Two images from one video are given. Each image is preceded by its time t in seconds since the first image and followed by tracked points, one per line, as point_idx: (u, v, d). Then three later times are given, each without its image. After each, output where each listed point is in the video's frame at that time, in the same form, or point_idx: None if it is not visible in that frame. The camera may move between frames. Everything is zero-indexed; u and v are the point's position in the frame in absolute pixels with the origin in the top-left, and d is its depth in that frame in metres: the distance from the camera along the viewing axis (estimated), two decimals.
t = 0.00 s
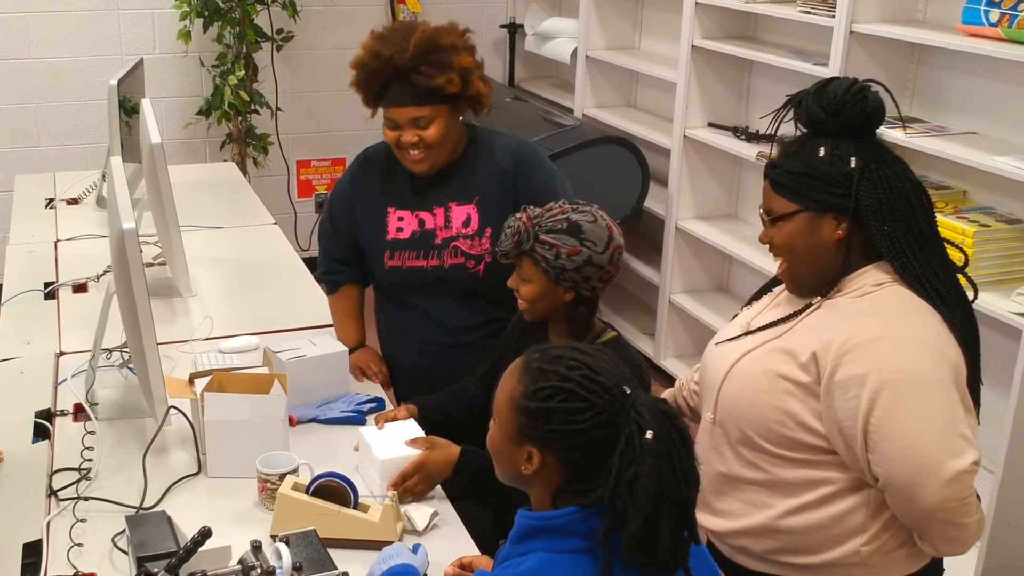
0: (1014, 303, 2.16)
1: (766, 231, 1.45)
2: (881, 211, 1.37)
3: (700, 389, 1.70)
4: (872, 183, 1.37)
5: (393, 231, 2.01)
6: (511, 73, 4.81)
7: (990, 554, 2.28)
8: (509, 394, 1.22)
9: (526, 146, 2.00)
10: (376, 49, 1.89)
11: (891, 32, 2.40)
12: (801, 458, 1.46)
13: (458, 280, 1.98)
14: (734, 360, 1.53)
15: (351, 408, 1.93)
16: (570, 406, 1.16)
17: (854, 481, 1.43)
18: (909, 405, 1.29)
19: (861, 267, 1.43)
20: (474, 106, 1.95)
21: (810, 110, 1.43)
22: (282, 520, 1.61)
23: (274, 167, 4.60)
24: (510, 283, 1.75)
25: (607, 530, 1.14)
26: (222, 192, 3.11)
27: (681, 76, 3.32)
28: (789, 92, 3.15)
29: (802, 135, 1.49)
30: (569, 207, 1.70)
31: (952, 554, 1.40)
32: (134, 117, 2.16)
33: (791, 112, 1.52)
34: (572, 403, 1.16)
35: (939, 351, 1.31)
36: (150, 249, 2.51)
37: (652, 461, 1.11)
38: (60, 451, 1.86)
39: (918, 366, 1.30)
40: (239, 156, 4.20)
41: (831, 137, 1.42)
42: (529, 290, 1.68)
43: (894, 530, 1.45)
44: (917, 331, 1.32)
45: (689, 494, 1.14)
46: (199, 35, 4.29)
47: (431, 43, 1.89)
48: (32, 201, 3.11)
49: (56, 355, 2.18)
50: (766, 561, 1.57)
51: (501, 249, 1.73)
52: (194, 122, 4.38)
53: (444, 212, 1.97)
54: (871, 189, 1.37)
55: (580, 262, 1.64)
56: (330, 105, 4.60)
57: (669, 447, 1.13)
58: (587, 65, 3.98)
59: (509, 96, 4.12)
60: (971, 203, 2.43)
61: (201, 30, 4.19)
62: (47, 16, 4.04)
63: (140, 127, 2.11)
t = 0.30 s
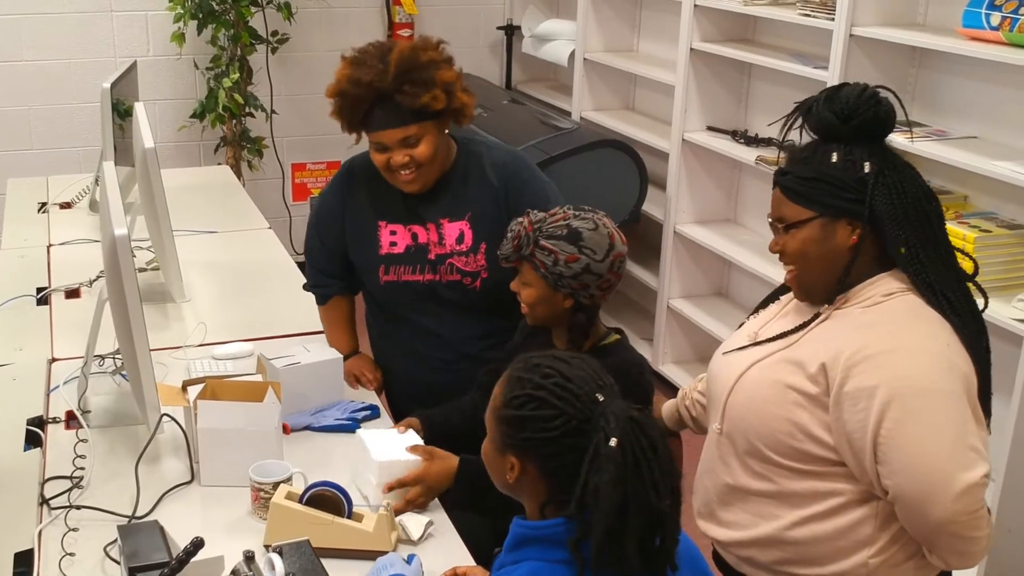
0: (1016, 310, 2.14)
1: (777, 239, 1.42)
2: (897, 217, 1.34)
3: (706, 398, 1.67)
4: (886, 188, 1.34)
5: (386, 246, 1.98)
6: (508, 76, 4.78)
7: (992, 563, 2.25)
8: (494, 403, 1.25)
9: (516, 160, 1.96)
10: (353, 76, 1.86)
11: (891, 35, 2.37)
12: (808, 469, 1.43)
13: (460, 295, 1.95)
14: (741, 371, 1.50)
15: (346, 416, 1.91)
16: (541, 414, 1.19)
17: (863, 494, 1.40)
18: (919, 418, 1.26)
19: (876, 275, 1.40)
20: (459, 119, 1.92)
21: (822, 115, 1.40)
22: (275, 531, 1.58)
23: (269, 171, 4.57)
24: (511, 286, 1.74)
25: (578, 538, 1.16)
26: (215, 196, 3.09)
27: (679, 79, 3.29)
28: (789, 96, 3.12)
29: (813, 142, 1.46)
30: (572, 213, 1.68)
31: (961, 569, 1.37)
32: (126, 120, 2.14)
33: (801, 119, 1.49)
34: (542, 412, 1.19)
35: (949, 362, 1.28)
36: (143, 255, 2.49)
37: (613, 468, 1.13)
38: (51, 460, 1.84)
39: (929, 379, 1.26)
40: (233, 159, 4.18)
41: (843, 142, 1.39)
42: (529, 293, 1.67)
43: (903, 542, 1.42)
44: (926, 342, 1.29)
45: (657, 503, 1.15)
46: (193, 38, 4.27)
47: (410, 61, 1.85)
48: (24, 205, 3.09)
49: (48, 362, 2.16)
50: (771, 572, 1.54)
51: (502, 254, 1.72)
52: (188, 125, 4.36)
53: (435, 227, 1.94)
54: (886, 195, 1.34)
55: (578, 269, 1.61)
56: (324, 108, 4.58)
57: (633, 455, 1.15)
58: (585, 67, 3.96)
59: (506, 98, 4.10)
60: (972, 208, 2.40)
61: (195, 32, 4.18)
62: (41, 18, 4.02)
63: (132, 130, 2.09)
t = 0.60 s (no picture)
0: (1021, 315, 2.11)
1: (787, 241, 1.40)
2: (909, 217, 1.32)
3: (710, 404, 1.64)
4: (897, 189, 1.33)
5: (389, 250, 1.94)
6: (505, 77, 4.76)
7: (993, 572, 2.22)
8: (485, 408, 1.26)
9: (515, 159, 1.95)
10: (353, 80, 1.82)
11: (894, 36, 2.34)
12: (812, 477, 1.41)
13: (467, 297, 1.93)
14: (747, 375, 1.47)
15: (342, 422, 1.88)
16: (521, 418, 1.20)
17: (867, 504, 1.37)
18: (925, 428, 1.23)
19: (889, 280, 1.36)
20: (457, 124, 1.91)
21: (835, 116, 1.38)
22: (269, 538, 1.55)
23: (264, 173, 4.55)
24: (516, 294, 1.71)
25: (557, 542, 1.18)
26: (210, 199, 3.06)
27: (679, 80, 3.26)
28: (790, 97, 3.10)
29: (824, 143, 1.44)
30: (576, 217, 1.65)
31: None
32: (121, 122, 2.11)
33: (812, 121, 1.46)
34: (522, 418, 1.20)
35: (957, 371, 1.25)
36: (136, 259, 2.46)
37: (586, 474, 1.14)
38: (43, 466, 1.82)
39: (938, 389, 1.24)
40: (228, 161, 4.15)
41: (856, 142, 1.37)
42: (537, 304, 1.63)
43: (905, 553, 1.38)
44: (934, 351, 1.26)
45: (634, 509, 1.15)
46: (187, 39, 4.25)
47: (412, 64, 1.83)
48: (16, 208, 3.06)
49: (41, 367, 2.13)
50: None
51: (508, 262, 1.69)
52: (182, 126, 4.34)
53: (440, 230, 1.91)
54: (897, 197, 1.32)
55: (589, 272, 1.59)
56: (320, 110, 4.55)
57: (609, 461, 1.15)
58: (584, 68, 3.93)
59: (505, 100, 4.07)
60: (976, 211, 2.37)
61: (190, 33, 4.15)
62: (34, 19, 4.00)
63: (126, 132, 2.06)
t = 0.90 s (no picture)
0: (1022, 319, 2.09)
1: (779, 245, 1.38)
2: (901, 222, 1.30)
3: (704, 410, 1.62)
4: (891, 194, 1.30)
5: (391, 256, 1.91)
6: (502, 78, 4.74)
7: None
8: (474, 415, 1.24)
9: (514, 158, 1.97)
10: (373, 80, 1.79)
11: (895, 37, 2.32)
12: (801, 482, 1.38)
13: (473, 299, 1.92)
14: (738, 379, 1.45)
15: (335, 428, 1.86)
16: (507, 426, 1.18)
17: (857, 509, 1.35)
18: (912, 434, 1.21)
19: (881, 285, 1.34)
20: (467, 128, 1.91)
21: (828, 119, 1.35)
22: (261, 546, 1.53)
23: (258, 175, 4.53)
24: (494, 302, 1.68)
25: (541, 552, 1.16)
26: (204, 201, 3.04)
27: (677, 82, 3.24)
28: (789, 99, 3.08)
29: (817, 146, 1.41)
30: (552, 218, 1.64)
31: None
32: (113, 124, 2.09)
33: (806, 124, 1.44)
34: (508, 425, 1.18)
35: (946, 376, 1.23)
36: (128, 262, 2.44)
37: (568, 484, 1.12)
38: (34, 472, 1.79)
39: (927, 395, 1.21)
40: (222, 163, 4.13)
41: (848, 146, 1.35)
42: (517, 306, 1.61)
43: (895, 561, 1.36)
44: (925, 355, 1.24)
45: (617, 521, 1.12)
46: (181, 40, 4.23)
47: (433, 66, 1.83)
48: (8, 211, 3.04)
49: (32, 371, 2.11)
50: None
51: (487, 263, 1.65)
52: (176, 128, 4.32)
53: (446, 232, 1.90)
54: (889, 201, 1.30)
55: (570, 271, 1.58)
56: (316, 111, 4.53)
57: (591, 471, 1.12)
58: (582, 70, 3.91)
59: (502, 102, 4.05)
60: (977, 215, 2.35)
61: (183, 34, 4.14)
62: (26, 20, 3.99)
63: (118, 134, 2.04)
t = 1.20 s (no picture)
0: None
1: (773, 247, 1.37)
2: (895, 226, 1.28)
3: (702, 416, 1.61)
4: (886, 197, 1.29)
5: (403, 263, 1.88)
6: (501, 78, 4.72)
7: None
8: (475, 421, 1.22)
9: (519, 155, 1.97)
10: (368, 88, 1.78)
11: (897, 38, 2.31)
12: (794, 487, 1.37)
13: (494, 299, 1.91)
14: (731, 384, 1.44)
15: (333, 432, 1.84)
16: (515, 432, 1.16)
17: (848, 515, 1.34)
18: (903, 439, 1.20)
19: (874, 289, 1.33)
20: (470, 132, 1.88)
21: (825, 121, 1.34)
22: (258, 551, 1.51)
23: (254, 177, 4.51)
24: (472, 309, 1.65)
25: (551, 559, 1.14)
26: (200, 204, 3.02)
27: (678, 82, 3.23)
28: (791, 100, 3.06)
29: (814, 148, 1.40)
30: (524, 220, 1.62)
31: None
32: (109, 125, 2.07)
33: (803, 125, 1.43)
34: (516, 430, 1.16)
35: (936, 380, 1.21)
36: (124, 265, 2.42)
37: (581, 489, 1.10)
38: (29, 477, 1.78)
39: (917, 399, 1.20)
40: (218, 165, 4.11)
41: (845, 148, 1.33)
42: (493, 311, 1.59)
43: (889, 567, 1.35)
44: (916, 359, 1.23)
45: (629, 526, 1.11)
46: (177, 40, 4.21)
47: (427, 74, 1.79)
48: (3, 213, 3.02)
49: (27, 375, 2.09)
50: None
51: (460, 271, 1.62)
52: (171, 129, 4.29)
53: (456, 234, 1.89)
54: (884, 205, 1.28)
55: (543, 270, 1.56)
56: (313, 112, 4.51)
57: (603, 476, 1.11)
58: (581, 70, 3.89)
59: (501, 102, 4.03)
60: (982, 218, 2.34)
61: (178, 34, 4.11)
62: (20, 20, 3.96)
63: (114, 136, 2.03)
